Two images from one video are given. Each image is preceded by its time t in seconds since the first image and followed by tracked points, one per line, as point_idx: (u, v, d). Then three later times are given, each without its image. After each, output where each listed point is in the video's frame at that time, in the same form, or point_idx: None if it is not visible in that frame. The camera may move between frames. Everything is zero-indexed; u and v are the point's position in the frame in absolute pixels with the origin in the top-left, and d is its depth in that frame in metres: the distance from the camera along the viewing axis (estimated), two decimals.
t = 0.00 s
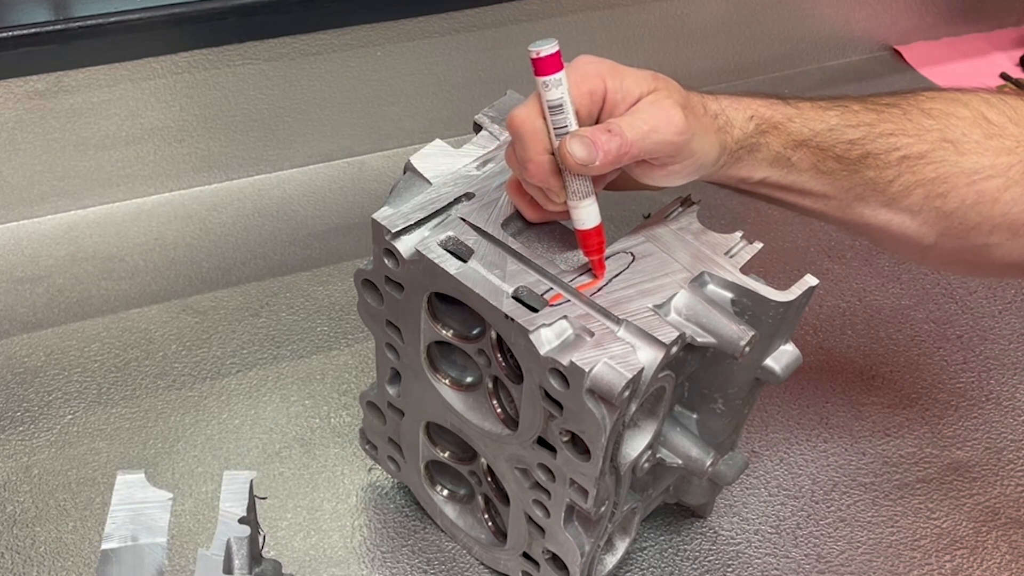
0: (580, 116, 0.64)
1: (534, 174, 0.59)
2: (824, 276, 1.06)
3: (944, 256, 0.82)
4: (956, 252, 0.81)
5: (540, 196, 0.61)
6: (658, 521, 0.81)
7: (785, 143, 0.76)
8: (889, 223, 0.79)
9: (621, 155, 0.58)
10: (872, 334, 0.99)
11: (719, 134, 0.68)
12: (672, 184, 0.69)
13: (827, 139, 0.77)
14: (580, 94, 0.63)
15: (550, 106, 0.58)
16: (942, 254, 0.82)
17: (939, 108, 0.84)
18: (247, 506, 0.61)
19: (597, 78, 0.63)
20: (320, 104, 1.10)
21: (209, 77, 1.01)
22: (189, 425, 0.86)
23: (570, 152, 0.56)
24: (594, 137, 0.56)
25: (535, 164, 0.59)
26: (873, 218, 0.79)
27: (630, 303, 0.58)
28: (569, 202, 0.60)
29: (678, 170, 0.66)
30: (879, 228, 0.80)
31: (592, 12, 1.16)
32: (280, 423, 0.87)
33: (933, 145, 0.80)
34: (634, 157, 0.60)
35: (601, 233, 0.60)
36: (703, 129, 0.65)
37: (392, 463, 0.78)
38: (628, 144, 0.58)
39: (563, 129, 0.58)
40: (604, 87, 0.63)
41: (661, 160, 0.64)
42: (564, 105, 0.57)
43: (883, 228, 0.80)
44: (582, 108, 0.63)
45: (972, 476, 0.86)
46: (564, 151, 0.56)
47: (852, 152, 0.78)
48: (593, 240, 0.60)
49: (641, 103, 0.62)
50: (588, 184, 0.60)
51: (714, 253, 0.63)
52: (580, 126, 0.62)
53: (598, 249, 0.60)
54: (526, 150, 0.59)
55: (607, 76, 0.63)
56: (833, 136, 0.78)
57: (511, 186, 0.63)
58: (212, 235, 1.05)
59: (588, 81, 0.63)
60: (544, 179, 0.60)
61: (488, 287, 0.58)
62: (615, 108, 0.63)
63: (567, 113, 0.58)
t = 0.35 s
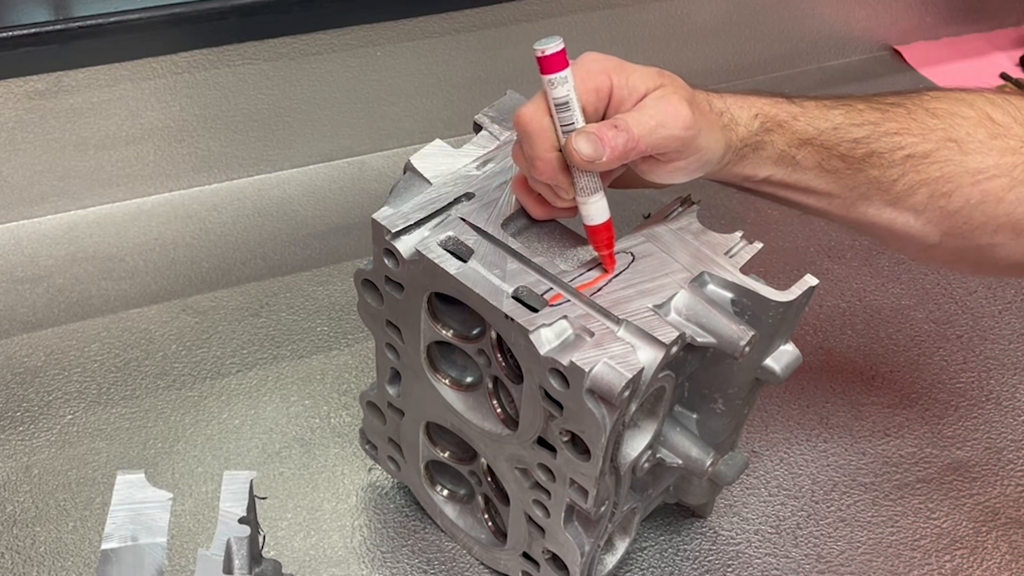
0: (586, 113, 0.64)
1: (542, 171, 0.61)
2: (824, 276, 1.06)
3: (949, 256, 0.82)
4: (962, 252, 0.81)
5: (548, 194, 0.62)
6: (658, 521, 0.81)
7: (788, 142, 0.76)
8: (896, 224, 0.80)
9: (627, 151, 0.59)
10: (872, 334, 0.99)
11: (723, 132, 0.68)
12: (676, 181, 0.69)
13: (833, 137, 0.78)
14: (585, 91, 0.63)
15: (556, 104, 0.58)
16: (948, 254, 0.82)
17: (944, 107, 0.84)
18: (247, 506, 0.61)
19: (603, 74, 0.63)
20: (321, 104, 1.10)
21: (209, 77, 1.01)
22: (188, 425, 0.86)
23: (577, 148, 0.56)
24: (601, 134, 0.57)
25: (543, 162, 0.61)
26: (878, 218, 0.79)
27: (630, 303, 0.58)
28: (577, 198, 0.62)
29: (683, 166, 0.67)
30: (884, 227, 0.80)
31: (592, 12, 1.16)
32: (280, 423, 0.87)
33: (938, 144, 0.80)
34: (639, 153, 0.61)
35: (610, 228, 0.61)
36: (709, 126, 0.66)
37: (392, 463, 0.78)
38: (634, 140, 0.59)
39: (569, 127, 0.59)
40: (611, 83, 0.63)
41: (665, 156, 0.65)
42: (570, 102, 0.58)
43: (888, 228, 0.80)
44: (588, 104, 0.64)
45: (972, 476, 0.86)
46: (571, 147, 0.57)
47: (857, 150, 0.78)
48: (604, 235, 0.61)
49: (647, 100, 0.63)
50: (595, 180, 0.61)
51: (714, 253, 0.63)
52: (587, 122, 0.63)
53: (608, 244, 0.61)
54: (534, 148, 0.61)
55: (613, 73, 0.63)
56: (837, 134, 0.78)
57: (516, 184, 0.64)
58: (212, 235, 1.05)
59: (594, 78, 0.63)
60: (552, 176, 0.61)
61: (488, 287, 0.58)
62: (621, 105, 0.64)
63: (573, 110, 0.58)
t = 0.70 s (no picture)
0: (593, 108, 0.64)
1: (549, 167, 0.61)
2: (824, 276, 1.06)
3: (953, 255, 0.82)
4: (965, 251, 0.81)
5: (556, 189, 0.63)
6: (658, 521, 0.81)
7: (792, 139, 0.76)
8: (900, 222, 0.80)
9: (634, 146, 0.59)
10: (872, 334, 0.99)
11: (729, 129, 0.68)
12: (681, 177, 0.69)
13: (839, 135, 0.78)
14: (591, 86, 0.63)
15: (562, 100, 0.59)
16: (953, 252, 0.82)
17: (948, 106, 0.84)
18: (247, 506, 0.61)
19: (608, 69, 0.63)
20: (320, 104, 1.10)
21: (209, 77, 1.01)
22: (188, 425, 0.86)
23: (582, 144, 0.57)
24: (606, 129, 0.57)
25: (550, 158, 0.61)
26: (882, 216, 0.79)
27: (630, 303, 0.58)
28: (586, 192, 0.62)
29: (690, 162, 0.67)
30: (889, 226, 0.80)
31: (593, 12, 1.16)
32: (280, 423, 0.87)
33: (942, 144, 0.80)
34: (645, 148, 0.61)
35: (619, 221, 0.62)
36: (714, 122, 0.66)
37: (392, 463, 0.78)
38: (640, 135, 0.59)
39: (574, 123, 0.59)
40: (616, 79, 0.64)
41: (671, 151, 0.65)
42: (576, 98, 0.58)
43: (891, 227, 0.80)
44: (594, 99, 0.64)
45: (972, 476, 0.86)
46: (577, 144, 0.57)
47: (861, 148, 0.78)
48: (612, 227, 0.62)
49: (653, 95, 0.63)
50: (603, 175, 0.62)
51: (714, 253, 0.63)
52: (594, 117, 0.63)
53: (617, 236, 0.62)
54: (541, 144, 0.61)
55: (619, 68, 0.63)
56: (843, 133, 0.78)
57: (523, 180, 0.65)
58: (212, 235, 1.05)
59: (601, 75, 0.63)
60: (560, 172, 0.61)
61: (488, 287, 0.58)
62: (627, 100, 0.64)
63: (579, 106, 0.59)
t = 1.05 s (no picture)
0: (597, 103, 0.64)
1: (557, 163, 0.62)
2: (824, 276, 1.06)
3: (958, 253, 0.83)
4: (970, 248, 0.81)
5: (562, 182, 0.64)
6: (658, 521, 0.81)
7: (796, 135, 0.76)
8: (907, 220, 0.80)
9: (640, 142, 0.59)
10: (872, 334, 0.99)
11: (734, 126, 0.68)
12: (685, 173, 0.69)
13: (843, 132, 0.78)
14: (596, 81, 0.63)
15: (568, 96, 0.59)
16: (960, 249, 0.82)
17: (952, 105, 0.84)
18: (247, 506, 0.61)
19: (614, 64, 0.63)
20: (320, 104, 1.10)
21: (209, 77, 1.01)
22: (188, 425, 0.86)
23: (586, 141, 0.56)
24: (612, 124, 0.57)
25: (557, 153, 0.61)
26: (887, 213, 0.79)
27: (631, 303, 0.58)
28: (592, 186, 0.63)
29: (694, 158, 0.67)
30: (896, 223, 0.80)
31: (593, 12, 1.16)
32: (280, 423, 0.87)
33: (947, 141, 0.80)
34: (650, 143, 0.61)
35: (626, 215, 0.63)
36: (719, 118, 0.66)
37: (392, 462, 0.78)
38: (645, 130, 0.59)
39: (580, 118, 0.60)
40: (622, 74, 0.64)
41: (676, 146, 0.65)
42: (581, 94, 0.59)
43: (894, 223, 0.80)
44: (600, 94, 0.64)
45: (972, 476, 0.86)
46: (582, 139, 0.57)
47: (866, 145, 0.78)
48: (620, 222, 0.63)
49: (658, 90, 0.63)
50: (610, 168, 0.63)
51: (714, 253, 0.63)
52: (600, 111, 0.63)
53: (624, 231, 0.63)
54: (548, 139, 0.61)
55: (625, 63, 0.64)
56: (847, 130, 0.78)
57: (529, 175, 0.66)
58: (212, 235, 1.05)
59: (607, 70, 0.63)
60: (567, 168, 0.62)
61: (488, 287, 0.58)
62: (633, 95, 0.64)
63: (585, 102, 0.59)
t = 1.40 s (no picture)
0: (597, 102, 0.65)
1: (558, 161, 0.62)
2: (824, 276, 1.06)
3: (958, 254, 0.82)
4: (970, 249, 0.81)
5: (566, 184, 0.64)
6: (658, 521, 0.81)
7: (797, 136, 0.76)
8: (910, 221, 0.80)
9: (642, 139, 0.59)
10: (872, 334, 0.99)
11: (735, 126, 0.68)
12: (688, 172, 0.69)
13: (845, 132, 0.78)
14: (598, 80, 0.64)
15: (569, 94, 0.59)
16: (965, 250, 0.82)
17: (955, 105, 0.84)
18: (247, 506, 0.61)
19: (616, 63, 0.64)
20: (320, 104, 1.10)
21: (209, 77, 1.01)
22: (188, 425, 0.86)
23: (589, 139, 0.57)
24: (613, 122, 0.57)
25: (559, 151, 0.61)
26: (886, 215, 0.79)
27: (631, 303, 0.58)
28: (594, 184, 0.63)
29: (695, 158, 0.67)
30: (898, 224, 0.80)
31: (593, 12, 1.16)
32: (280, 423, 0.87)
33: (949, 142, 0.80)
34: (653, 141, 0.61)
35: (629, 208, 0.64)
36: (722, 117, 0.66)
37: (392, 463, 0.78)
38: (647, 128, 0.59)
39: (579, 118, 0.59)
40: (624, 73, 0.64)
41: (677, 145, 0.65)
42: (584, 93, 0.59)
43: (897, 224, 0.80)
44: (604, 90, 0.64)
45: (972, 476, 0.86)
46: (584, 136, 0.57)
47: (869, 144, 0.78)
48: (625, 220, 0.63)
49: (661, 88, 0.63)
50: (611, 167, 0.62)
51: (714, 253, 0.63)
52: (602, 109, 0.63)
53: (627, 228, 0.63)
54: (549, 138, 0.61)
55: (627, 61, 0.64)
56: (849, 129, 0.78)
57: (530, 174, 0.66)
58: (212, 235, 1.05)
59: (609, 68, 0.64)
60: (569, 166, 0.62)
61: (488, 287, 0.58)
62: (635, 94, 0.64)
63: (587, 100, 0.59)
